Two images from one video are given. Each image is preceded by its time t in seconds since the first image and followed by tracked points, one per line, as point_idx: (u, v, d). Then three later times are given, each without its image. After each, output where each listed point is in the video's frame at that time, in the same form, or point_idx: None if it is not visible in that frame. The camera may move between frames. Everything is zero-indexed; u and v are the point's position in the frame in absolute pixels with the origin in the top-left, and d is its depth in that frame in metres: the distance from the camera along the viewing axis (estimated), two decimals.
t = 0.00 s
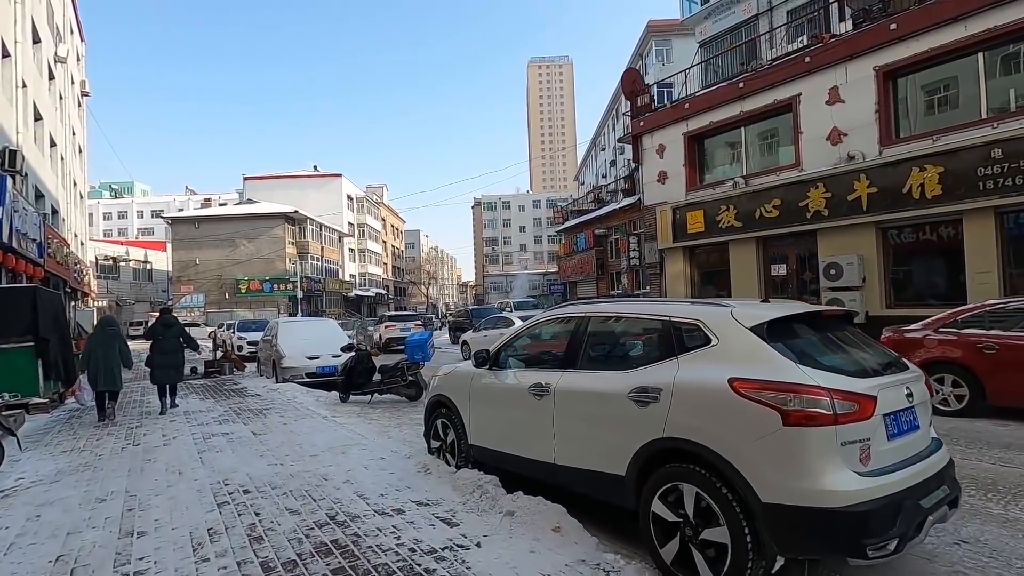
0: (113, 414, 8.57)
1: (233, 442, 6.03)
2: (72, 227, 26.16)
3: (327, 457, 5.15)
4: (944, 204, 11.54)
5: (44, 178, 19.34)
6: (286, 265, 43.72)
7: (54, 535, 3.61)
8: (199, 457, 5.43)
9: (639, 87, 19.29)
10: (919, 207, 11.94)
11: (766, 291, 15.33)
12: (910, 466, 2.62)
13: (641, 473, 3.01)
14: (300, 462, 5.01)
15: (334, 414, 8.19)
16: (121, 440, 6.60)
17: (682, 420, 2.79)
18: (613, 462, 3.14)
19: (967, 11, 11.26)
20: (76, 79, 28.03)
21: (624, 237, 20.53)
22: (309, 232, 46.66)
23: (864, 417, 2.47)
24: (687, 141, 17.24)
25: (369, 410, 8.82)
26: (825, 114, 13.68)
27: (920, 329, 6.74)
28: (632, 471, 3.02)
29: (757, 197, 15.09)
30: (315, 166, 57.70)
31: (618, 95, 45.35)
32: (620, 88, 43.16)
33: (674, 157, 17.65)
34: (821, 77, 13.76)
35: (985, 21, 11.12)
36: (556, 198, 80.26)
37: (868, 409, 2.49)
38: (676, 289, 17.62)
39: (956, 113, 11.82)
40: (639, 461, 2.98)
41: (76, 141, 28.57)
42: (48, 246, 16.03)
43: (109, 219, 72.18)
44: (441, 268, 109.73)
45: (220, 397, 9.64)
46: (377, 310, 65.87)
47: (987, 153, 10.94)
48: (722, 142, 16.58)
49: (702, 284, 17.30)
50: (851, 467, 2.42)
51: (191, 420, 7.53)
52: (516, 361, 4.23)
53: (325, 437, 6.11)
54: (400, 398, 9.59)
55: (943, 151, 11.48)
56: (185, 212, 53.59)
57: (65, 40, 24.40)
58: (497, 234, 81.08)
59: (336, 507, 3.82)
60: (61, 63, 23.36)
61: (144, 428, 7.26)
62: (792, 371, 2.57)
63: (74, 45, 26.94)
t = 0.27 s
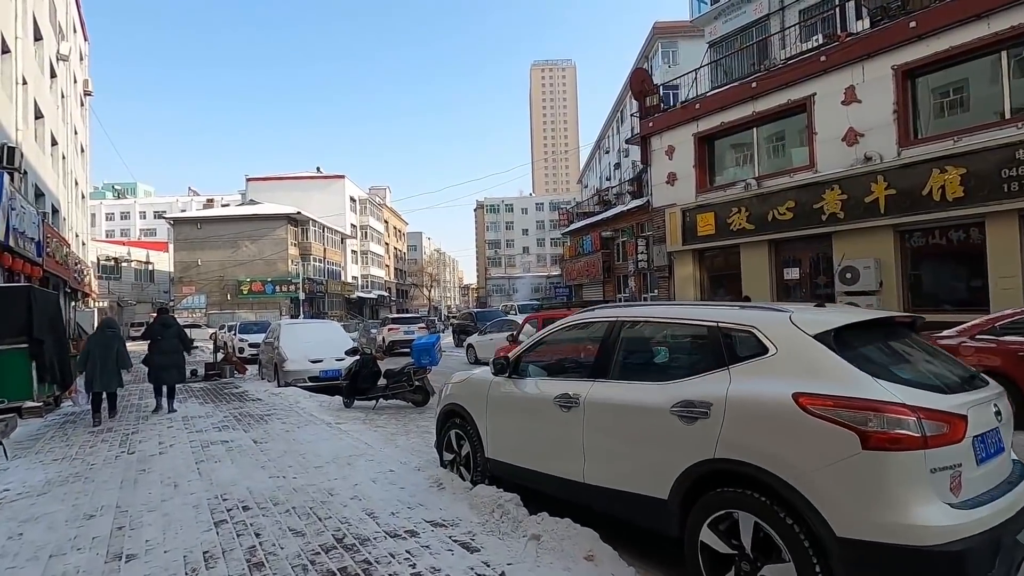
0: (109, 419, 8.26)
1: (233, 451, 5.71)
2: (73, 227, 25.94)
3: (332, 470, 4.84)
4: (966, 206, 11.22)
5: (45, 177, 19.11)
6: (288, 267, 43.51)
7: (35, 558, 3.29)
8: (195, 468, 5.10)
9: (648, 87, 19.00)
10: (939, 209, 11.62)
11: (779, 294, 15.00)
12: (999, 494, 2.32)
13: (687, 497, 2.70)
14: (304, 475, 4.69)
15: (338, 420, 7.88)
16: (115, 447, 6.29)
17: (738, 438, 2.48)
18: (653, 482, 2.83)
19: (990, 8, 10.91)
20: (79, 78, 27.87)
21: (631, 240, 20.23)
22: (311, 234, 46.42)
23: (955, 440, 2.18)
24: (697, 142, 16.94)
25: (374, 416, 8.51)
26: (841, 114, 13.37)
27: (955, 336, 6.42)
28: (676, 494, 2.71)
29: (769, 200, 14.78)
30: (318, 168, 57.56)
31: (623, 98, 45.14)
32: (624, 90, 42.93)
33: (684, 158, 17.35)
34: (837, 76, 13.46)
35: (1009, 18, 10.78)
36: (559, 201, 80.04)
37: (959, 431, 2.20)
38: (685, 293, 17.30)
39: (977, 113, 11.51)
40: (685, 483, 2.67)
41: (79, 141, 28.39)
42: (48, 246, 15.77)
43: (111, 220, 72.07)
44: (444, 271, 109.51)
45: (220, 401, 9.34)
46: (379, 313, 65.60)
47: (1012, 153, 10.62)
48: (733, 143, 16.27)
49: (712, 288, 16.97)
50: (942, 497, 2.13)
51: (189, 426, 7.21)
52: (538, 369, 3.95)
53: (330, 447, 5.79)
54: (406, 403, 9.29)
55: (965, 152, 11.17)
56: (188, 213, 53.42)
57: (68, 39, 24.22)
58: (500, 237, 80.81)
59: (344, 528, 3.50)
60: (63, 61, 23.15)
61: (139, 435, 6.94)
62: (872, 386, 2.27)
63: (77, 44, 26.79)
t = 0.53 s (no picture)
0: (110, 422, 8.02)
1: (238, 458, 5.45)
2: (76, 226, 25.79)
3: (343, 479, 4.58)
4: (990, 207, 10.91)
5: (48, 177, 18.95)
6: (292, 268, 43.37)
7: None
8: (199, 476, 4.84)
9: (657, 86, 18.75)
10: (961, 210, 11.31)
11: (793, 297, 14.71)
12: None
13: (745, 518, 2.46)
14: (314, 484, 4.43)
15: (346, 425, 7.62)
16: (116, 452, 6.03)
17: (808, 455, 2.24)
18: (704, 500, 2.58)
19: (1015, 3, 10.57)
20: (84, 78, 27.78)
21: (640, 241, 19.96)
22: (315, 235, 46.24)
23: None
24: (708, 142, 16.67)
25: (383, 420, 8.24)
26: (858, 112, 13.09)
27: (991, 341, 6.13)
28: (731, 514, 2.47)
29: (783, 200, 14.50)
30: (322, 169, 57.44)
31: (627, 98, 44.97)
32: (629, 91, 42.75)
33: (695, 158, 17.08)
34: (854, 74, 13.18)
35: None
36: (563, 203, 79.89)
37: None
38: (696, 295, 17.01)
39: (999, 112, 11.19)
40: (745, 502, 2.42)
41: (83, 141, 28.29)
42: (50, 245, 15.58)
43: (115, 221, 72.04)
44: (446, 273, 109.44)
45: (224, 404, 9.10)
46: (382, 314, 65.45)
47: None
48: (746, 143, 15.99)
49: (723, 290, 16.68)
50: None
51: (192, 430, 6.95)
52: (566, 373, 3.72)
53: (340, 454, 5.51)
54: (415, 407, 9.02)
55: (988, 151, 10.88)
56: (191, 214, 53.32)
57: (73, 37, 24.11)
58: (503, 239, 80.62)
59: (361, 546, 3.23)
60: (67, 60, 23.00)
61: (141, 439, 6.68)
62: (970, 399, 2.02)
63: (82, 43, 26.71)
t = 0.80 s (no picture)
0: (112, 425, 7.75)
1: (244, 466, 5.18)
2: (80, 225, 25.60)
3: (357, 491, 4.30)
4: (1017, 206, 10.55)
5: (51, 175, 18.75)
6: (296, 267, 43.19)
7: None
8: (203, 487, 4.56)
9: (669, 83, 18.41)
10: (986, 209, 10.96)
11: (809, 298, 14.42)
12: None
13: (825, 548, 2.27)
14: (326, 498, 4.16)
15: (356, 430, 7.35)
16: (117, 459, 5.76)
17: (905, 481, 2.04)
18: (778, 525, 2.38)
19: None
20: (88, 76, 27.60)
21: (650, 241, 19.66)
22: (320, 235, 46.03)
23: None
24: (721, 140, 16.36)
25: (393, 425, 7.96)
26: (877, 109, 12.77)
27: None
28: (811, 541, 2.28)
29: (800, 200, 14.17)
30: (326, 169, 57.29)
31: (634, 98, 44.61)
32: (636, 91, 42.41)
33: (708, 157, 16.76)
34: (874, 70, 12.86)
35: None
36: (568, 203, 79.55)
37: None
38: (708, 296, 16.71)
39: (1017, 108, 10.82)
40: (830, 530, 2.22)
41: (87, 139, 28.12)
42: (53, 244, 15.34)
43: (119, 220, 71.96)
44: (450, 273, 109.21)
45: (229, 407, 8.84)
46: (386, 315, 65.24)
47: None
48: (760, 141, 15.67)
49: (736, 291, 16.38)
50: None
51: (196, 436, 6.68)
52: (599, 379, 3.45)
53: (353, 462, 5.24)
54: (426, 411, 8.74)
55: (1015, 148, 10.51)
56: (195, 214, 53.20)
57: (77, 35, 23.94)
58: (508, 239, 80.33)
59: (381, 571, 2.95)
60: (72, 57, 22.79)
61: (143, 445, 6.41)
62: None
63: (87, 41, 26.55)
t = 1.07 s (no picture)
0: (111, 428, 7.50)
1: (247, 473, 4.91)
2: (83, 224, 25.43)
3: (367, 502, 4.03)
4: None
5: (53, 173, 18.55)
6: (300, 267, 43.00)
7: None
8: (204, 497, 4.28)
9: (679, 80, 18.11)
10: (1011, 208, 10.60)
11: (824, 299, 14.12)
12: None
13: None
14: (335, 509, 3.89)
15: (363, 434, 7.09)
16: (115, 464, 5.51)
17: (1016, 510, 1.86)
18: (854, 554, 2.22)
19: None
20: (92, 75, 27.45)
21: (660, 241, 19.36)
22: (324, 235, 45.82)
23: None
24: (732, 137, 16.07)
25: (401, 429, 7.68)
26: (895, 105, 12.48)
27: None
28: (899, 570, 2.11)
29: (814, 198, 13.86)
30: (330, 169, 57.12)
31: (640, 97, 44.26)
32: (642, 90, 42.07)
33: (719, 155, 16.46)
34: (892, 65, 12.55)
35: None
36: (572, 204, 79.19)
37: None
38: (719, 297, 16.42)
39: None
40: (917, 564, 2.06)
41: (91, 138, 27.96)
42: (55, 243, 15.15)
43: (124, 221, 72.02)
44: (454, 274, 108.97)
45: (232, 410, 8.59)
46: (390, 316, 65.02)
47: None
48: (773, 138, 15.36)
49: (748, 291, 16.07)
50: None
51: (197, 440, 6.41)
52: (630, 385, 3.23)
53: (362, 469, 4.98)
54: (434, 414, 8.45)
55: None
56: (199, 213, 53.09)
57: (81, 33, 23.77)
58: (512, 240, 80.03)
59: None
60: (76, 55, 22.65)
61: (143, 449, 6.14)
62: None
63: (91, 39, 26.39)
